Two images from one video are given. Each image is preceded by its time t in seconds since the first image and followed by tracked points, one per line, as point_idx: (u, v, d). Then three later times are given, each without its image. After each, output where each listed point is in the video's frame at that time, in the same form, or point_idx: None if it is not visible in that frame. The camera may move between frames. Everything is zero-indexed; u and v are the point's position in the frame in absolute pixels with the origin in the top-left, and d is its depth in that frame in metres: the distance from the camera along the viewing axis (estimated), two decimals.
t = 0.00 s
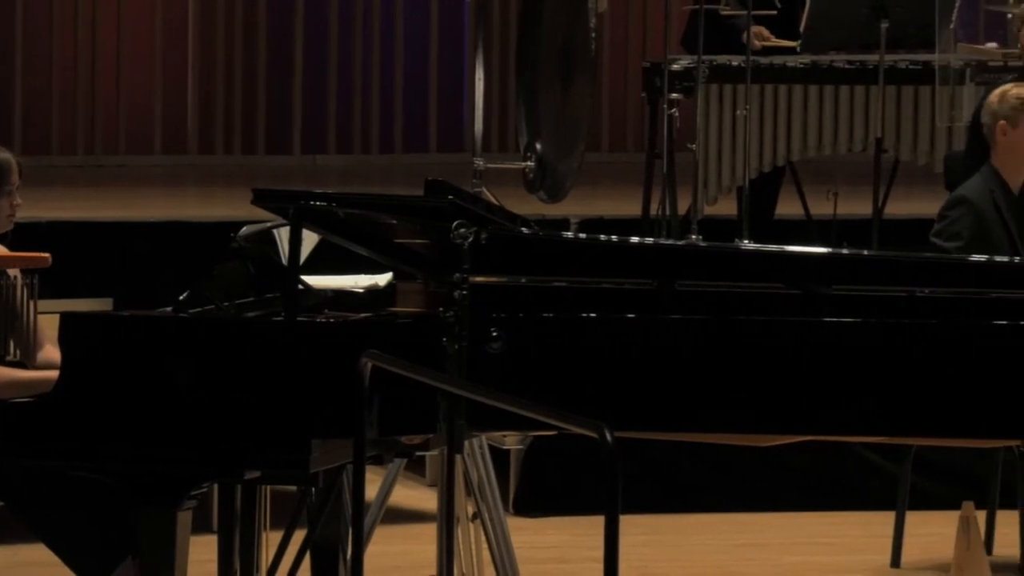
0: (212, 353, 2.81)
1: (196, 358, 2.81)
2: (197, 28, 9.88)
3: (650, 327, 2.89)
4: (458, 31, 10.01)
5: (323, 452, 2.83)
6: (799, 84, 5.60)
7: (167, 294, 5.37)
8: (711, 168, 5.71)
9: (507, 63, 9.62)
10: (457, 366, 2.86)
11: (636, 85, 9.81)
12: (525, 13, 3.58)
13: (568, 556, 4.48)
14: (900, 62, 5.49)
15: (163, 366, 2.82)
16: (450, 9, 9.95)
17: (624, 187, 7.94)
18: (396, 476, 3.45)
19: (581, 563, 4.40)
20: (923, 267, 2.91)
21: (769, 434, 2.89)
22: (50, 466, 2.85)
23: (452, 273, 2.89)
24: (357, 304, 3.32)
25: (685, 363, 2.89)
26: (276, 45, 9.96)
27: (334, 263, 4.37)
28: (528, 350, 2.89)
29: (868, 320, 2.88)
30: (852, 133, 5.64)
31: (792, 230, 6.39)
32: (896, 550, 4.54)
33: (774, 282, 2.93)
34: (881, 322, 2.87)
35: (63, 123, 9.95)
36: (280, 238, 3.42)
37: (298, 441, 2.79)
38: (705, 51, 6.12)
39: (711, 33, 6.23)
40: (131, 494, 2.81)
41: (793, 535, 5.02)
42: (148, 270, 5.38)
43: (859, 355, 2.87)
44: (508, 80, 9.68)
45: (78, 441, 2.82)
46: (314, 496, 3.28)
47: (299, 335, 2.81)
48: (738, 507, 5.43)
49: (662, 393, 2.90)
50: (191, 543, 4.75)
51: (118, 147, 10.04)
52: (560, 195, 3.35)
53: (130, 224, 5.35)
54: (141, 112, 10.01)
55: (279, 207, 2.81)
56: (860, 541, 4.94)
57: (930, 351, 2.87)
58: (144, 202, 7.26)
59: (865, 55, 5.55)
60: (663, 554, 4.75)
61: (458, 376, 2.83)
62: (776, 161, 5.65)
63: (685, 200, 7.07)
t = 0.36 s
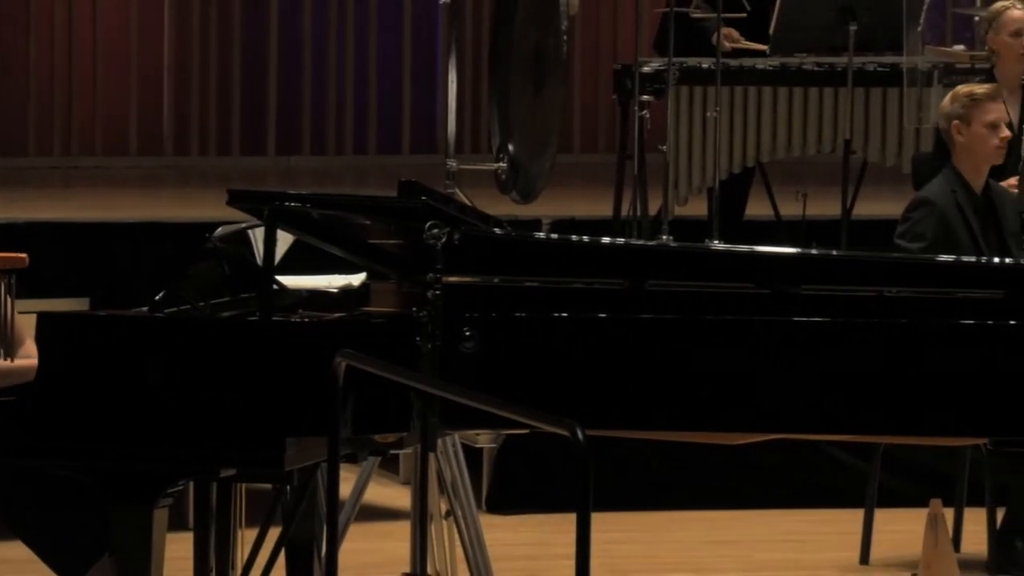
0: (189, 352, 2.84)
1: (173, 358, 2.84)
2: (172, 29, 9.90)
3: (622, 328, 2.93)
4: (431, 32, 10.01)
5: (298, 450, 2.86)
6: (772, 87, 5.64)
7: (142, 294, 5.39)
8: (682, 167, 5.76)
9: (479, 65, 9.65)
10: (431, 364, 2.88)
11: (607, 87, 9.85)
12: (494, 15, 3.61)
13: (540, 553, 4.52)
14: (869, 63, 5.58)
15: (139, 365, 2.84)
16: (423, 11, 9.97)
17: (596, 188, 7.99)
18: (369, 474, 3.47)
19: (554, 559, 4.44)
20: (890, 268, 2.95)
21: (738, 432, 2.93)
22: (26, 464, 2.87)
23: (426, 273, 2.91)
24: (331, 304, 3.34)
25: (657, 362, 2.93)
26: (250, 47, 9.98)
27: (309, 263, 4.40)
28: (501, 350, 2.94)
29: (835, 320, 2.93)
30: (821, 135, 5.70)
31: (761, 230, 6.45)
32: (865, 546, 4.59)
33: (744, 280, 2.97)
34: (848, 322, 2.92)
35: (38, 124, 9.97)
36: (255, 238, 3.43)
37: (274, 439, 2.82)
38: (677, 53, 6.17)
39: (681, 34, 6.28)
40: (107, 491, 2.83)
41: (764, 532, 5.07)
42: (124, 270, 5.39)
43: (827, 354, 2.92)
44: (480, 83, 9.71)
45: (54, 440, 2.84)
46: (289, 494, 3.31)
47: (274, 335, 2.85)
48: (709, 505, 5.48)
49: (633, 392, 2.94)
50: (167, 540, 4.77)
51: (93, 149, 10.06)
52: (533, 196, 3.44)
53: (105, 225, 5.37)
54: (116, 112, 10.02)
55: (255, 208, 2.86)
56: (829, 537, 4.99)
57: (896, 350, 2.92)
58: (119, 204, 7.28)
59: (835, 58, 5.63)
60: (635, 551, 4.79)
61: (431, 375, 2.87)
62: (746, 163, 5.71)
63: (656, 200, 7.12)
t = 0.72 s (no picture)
0: (165, 351, 2.87)
1: (149, 357, 2.87)
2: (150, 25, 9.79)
3: (593, 328, 2.98)
4: (405, 34, 10.03)
5: (274, 449, 2.90)
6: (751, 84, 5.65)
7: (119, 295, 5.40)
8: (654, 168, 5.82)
9: (454, 67, 9.68)
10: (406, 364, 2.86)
11: (580, 89, 9.90)
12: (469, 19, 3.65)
13: (513, 550, 4.55)
14: (839, 66, 5.69)
15: (116, 363, 2.87)
16: (397, 12, 10.01)
17: (568, 189, 8.04)
18: (343, 475, 3.50)
19: (527, 556, 4.47)
20: (854, 267, 3.01)
21: (709, 430, 2.98)
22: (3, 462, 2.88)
23: (400, 274, 2.90)
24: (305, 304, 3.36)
25: (628, 362, 2.98)
26: (227, 47, 9.96)
27: (284, 264, 4.42)
28: (475, 349, 2.98)
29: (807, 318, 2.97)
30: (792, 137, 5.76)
31: (732, 230, 6.51)
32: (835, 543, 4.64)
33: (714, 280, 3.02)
34: (818, 321, 2.96)
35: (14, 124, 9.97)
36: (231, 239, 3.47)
37: (250, 437, 2.85)
38: (649, 56, 6.22)
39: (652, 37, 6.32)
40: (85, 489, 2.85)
41: (735, 530, 5.11)
42: (100, 271, 5.40)
43: (798, 353, 2.96)
44: (455, 84, 9.74)
45: (32, 437, 2.86)
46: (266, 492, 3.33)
47: (254, 335, 2.88)
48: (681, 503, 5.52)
49: (606, 391, 2.99)
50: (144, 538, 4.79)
51: (71, 149, 9.89)
52: (506, 195, 3.45)
53: (82, 226, 5.38)
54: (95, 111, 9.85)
55: (231, 209, 2.88)
56: (799, 535, 5.04)
57: (864, 349, 2.96)
58: (94, 205, 7.29)
59: (804, 61, 5.72)
60: (608, 549, 4.83)
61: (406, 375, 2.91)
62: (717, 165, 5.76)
63: (627, 200, 7.17)
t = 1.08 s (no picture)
0: (136, 349, 2.89)
1: (121, 355, 2.89)
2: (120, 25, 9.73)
3: (561, 328, 3.04)
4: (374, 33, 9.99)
5: (242, 447, 2.91)
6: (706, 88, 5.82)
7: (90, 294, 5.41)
8: (622, 168, 5.84)
9: (422, 68, 9.69)
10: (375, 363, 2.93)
11: (547, 89, 9.92)
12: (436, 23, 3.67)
13: (480, 548, 4.58)
14: (803, 67, 5.72)
15: (89, 362, 2.89)
16: (366, 14, 9.94)
17: (534, 189, 8.07)
18: (312, 472, 3.52)
19: (494, 553, 4.50)
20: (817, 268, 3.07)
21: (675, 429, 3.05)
22: None
23: (370, 272, 2.98)
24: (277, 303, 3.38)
25: (595, 360, 3.05)
26: (198, 43, 9.84)
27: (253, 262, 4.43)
28: (444, 349, 3.05)
29: (770, 318, 3.04)
30: (757, 138, 5.82)
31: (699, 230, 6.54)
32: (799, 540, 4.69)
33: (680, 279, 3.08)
34: (781, 320, 3.03)
35: None
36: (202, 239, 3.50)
37: (219, 436, 2.87)
38: (615, 57, 6.25)
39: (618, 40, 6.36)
40: (54, 486, 2.86)
41: (700, 527, 5.16)
42: (71, 273, 5.40)
43: (761, 352, 3.03)
44: (423, 83, 9.74)
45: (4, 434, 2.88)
46: (235, 490, 3.35)
47: (229, 334, 2.91)
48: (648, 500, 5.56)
49: (573, 390, 3.05)
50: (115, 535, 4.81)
51: (42, 150, 9.74)
52: (474, 197, 3.46)
53: (53, 228, 5.40)
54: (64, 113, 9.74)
55: (202, 210, 2.92)
56: (764, 533, 5.08)
57: (828, 348, 3.03)
58: (64, 207, 7.28)
59: (770, 62, 5.77)
60: (575, 546, 4.87)
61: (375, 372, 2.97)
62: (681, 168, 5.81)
63: (594, 200, 7.20)
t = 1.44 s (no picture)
0: (104, 348, 2.92)
1: (89, 353, 2.92)
2: (85, 24, 9.51)
3: (523, 326, 3.15)
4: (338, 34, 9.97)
5: (208, 446, 2.95)
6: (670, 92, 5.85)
7: (56, 294, 5.41)
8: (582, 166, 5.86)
9: (385, 69, 9.70)
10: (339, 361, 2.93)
11: (509, 91, 9.96)
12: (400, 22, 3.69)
13: (443, 545, 4.61)
14: (763, 69, 5.82)
15: (58, 360, 2.91)
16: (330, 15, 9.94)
17: (497, 190, 8.10)
18: (277, 471, 3.54)
19: (458, 550, 4.54)
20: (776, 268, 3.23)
21: (633, 428, 3.16)
22: None
23: (334, 273, 3.00)
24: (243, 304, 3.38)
25: (557, 358, 3.15)
26: (162, 38, 9.70)
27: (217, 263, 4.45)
28: (407, 347, 3.14)
29: (730, 316, 3.18)
30: (716, 139, 5.89)
31: (659, 231, 6.59)
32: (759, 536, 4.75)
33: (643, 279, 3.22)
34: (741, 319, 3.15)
35: None
36: (167, 241, 3.52)
37: (185, 435, 2.90)
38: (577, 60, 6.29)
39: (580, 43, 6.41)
40: (22, 483, 2.87)
41: (662, 524, 5.21)
42: (38, 273, 5.41)
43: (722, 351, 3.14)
44: (386, 84, 9.75)
45: None
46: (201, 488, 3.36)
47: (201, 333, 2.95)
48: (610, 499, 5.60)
49: (534, 387, 3.16)
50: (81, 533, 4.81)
51: (9, 151, 9.48)
52: (436, 198, 3.57)
53: (20, 228, 5.42)
54: (30, 113, 9.48)
55: (167, 209, 2.97)
56: (724, 530, 5.13)
57: (785, 347, 3.14)
58: (29, 207, 7.26)
59: (731, 65, 5.87)
60: (539, 543, 4.91)
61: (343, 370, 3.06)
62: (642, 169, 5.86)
63: (556, 202, 7.23)
